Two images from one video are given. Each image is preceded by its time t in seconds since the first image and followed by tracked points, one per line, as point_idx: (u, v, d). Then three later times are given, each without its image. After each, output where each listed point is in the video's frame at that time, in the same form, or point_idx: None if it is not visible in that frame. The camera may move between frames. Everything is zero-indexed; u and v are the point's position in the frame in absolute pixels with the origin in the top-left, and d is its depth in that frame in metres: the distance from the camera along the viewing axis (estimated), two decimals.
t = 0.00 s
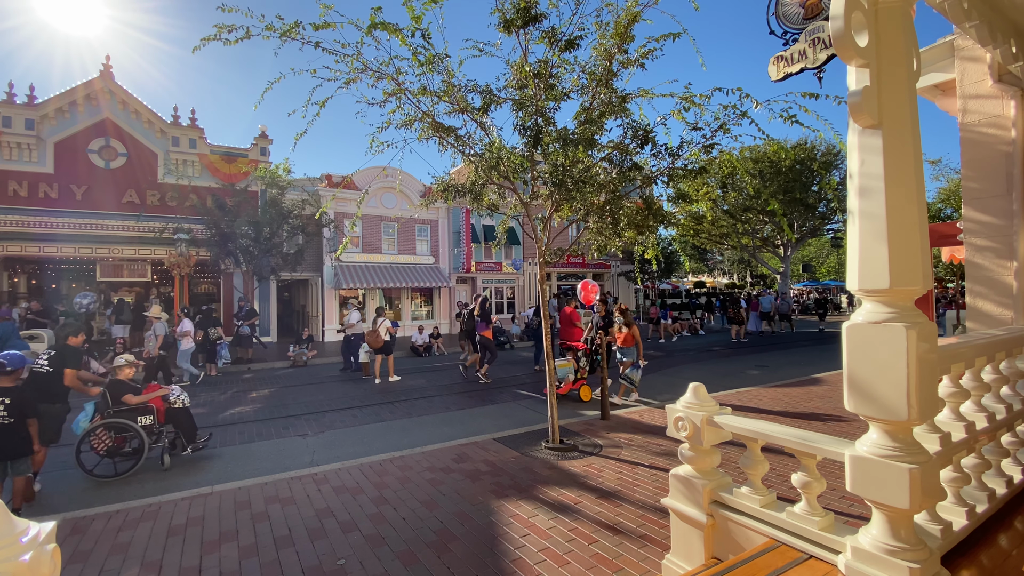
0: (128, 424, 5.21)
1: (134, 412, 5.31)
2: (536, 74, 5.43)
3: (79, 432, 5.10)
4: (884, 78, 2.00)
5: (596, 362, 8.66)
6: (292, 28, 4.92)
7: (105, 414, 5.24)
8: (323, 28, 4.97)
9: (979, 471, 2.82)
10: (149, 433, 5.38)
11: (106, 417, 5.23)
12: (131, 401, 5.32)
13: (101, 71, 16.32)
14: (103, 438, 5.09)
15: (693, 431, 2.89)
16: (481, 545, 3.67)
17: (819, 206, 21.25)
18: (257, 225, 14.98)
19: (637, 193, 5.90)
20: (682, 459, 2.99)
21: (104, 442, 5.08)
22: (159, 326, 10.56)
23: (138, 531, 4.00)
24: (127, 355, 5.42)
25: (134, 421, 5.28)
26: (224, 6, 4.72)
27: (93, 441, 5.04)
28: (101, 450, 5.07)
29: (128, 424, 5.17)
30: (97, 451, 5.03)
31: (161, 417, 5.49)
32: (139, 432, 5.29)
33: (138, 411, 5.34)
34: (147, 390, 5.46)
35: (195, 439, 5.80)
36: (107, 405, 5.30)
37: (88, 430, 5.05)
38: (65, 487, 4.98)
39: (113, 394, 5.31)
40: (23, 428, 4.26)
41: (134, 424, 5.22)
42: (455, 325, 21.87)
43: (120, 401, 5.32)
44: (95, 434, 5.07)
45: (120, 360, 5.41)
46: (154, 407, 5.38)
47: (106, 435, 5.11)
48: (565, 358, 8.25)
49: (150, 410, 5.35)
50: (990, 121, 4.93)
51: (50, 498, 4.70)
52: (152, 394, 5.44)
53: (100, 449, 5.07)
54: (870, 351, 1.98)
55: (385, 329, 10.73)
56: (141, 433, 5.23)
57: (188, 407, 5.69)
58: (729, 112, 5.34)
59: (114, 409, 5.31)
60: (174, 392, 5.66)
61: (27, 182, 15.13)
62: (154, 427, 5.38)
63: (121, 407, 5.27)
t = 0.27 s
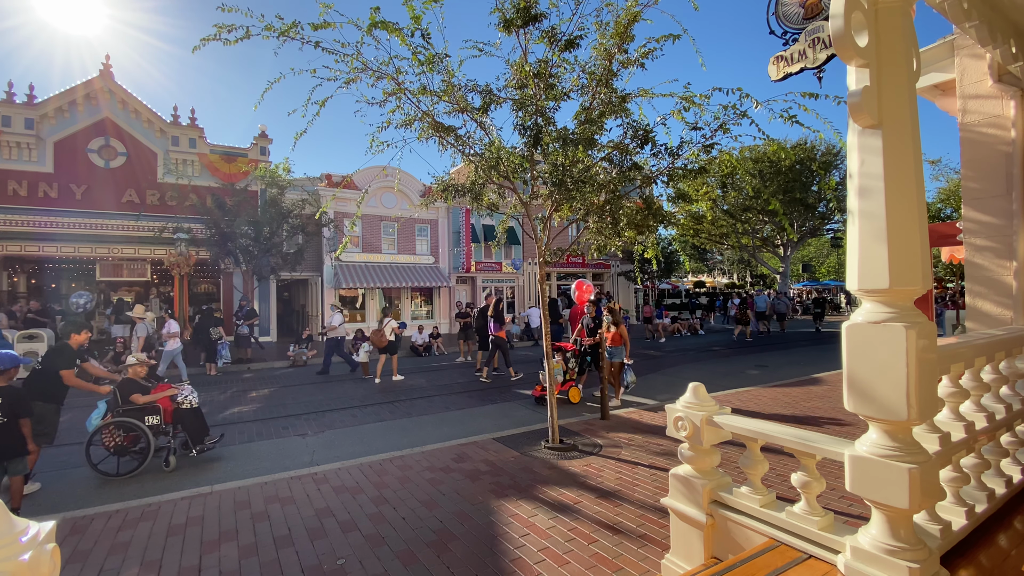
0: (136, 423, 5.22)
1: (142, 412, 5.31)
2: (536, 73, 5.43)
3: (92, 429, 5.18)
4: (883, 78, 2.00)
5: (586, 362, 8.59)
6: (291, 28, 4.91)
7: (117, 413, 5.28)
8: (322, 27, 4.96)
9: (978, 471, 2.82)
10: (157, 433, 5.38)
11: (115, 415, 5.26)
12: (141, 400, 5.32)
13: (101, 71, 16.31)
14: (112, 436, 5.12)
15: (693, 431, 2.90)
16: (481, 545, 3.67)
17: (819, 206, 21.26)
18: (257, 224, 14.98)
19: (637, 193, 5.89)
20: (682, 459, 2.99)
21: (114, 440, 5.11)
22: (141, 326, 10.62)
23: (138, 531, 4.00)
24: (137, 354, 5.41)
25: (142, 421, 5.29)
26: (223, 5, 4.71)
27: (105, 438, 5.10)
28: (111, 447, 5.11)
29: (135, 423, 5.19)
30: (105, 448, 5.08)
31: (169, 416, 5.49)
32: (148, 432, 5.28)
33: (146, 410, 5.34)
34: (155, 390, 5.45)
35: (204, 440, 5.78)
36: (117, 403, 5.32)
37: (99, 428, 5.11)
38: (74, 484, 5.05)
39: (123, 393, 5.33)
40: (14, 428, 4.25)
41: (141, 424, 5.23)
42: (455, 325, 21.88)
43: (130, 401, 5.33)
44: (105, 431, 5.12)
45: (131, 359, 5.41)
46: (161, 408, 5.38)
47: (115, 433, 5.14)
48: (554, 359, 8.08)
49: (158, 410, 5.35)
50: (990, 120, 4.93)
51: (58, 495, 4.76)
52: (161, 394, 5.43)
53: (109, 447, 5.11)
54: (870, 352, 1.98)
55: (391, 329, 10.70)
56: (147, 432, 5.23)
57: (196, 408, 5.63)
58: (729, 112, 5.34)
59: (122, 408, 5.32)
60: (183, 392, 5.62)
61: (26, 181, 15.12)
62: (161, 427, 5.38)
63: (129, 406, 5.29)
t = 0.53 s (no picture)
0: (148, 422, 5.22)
1: (152, 410, 5.30)
2: (536, 73, 5.43)
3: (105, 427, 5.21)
4: (883, 78, 2.00)
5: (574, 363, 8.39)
6: (291, 28, 4.91)
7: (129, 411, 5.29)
8: (322, 27, 4.97)
9: (978, 470, 2.82)
10: (167, 432, 5.36)
11: (127, 413, 5.28)
12: (152, 399, 5.31)
13: (101, 70, 16.31)
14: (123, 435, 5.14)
15: (693, 430, 2.90)
16: (481, 544, 3.67)
17: (819, 206, 21.28)
18: (257, 224, 14.98)
19: (637, 193, 5.88)
20: (682, 459, 2.99)
21: (126, 437, 5.13)
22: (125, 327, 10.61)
23: (138, 530, 4.00)
24: (149, 353, 5.39)
25: (152, 420, 5.28)
26: (224, 5, 4.71)
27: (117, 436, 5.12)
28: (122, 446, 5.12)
29: (144, 422, 5.18)
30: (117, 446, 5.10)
31: (179, 416, 5.46)
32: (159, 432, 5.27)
33: (156, 410, 5.33)
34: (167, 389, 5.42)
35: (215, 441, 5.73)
36: (129, 402, 5.35)
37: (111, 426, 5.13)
38: (85, 481, 5.09)
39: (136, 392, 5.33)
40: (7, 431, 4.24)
41: (151, 423, 5.21)
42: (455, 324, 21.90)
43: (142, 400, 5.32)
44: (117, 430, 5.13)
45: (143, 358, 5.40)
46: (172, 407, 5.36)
47: (126, 432, 5.16)
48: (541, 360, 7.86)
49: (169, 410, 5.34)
50: (990, 120, 4.93)
51: (68, 492, 4.80)
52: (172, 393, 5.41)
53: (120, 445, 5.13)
54: (870, 352, 1.98)
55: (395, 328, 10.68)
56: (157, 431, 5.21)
57: (207, 408, 5.59)
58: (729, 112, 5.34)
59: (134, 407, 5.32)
60: (194, 392, 5.58)
61: (27, 180, 15.12)
62: (171, 426, 5.36)
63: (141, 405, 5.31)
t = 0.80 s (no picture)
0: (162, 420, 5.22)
1: (166, 410, 5.31)
2: (536, 72, 5.42)
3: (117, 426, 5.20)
4: (883, 78, 2.00)
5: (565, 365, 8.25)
6: (291, 27, 4.91)
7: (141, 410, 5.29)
8: (322, 27, 4.97)
9: (977, 470, 2.83)
10: (180, 431, 5.37)
11: (140, 412, 5.28)
12: (165, 398, 5.32)
13: (101, 69, 16.31)
14: (137, 434, 5.14)
15: (692, 430, 2.90)
16: (480, 544, 3.67)
17: (818, 206, 21.31)
18: (257, 223, 14.99)
19: (636, 193, 5.88)
20: (681, 458, 3.00)
21: (139, 437, 5.13)
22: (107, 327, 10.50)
23: (138, 529, 4.01)
24: (159, 353, 5.39)
25: (166, 419, 5.28)
26: (224, 5, 4.71)
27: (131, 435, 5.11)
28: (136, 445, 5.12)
29: (159, 421, 5.18)
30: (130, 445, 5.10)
31: (192, 415, 5.48)
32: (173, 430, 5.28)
33: (170, 409, 5.34)
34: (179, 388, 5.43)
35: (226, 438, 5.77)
36: (141, 402, 5.34)
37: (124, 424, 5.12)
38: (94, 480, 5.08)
39: (148, 391, 5.34)
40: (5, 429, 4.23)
41: (165, 421, 5.22)
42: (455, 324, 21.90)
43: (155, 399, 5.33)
44: (130, 429, 5.13)
45: (153, 357, 5.41)
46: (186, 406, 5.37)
47: (139, 431, 5.16)
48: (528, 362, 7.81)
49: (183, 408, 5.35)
50: (990, 120, 4.93)
51: (81, 492, 4.80)
52: (185, 391, 5.42)
53: (134, 444, 5.13)
54: (869, 351, 1.99)
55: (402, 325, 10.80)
56: (172, 430, 5.23)
57: (219, 407, 5.63)
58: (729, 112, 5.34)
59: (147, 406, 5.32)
60: (206, 391, 5.61)
61: (26, 179, 15.12)
62: (184, 425, 5.37)
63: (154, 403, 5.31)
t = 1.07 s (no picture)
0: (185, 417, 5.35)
1: (189, 407, 5.45)
2: (536, 71, 5.41)
3: (135, 426, 5.25)
4: (883, 77, 2.00)
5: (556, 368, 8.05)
6: (291, 26, 4.90)
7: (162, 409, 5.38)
8: (322, 26, 4.97)
9: (977, 470, 2.83)
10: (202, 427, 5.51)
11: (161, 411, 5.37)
12: (188, 395, 5.46)
13: (101, 68, 16.30)
14: (160, 432, 5.23)
15: (692, 430, 2.90)
16: (480, 543, 3.67)
17: (818, 206, 21.33)
18: (257, 222, 14.98)
19: (636, 192, 5.87)
20: (681, 458, 2.99)
21: (161, 435, 5.22)
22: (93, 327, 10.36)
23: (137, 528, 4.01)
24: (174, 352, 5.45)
25: (189, 415, 5.42)
26: (223, 3, 4.71)
27: (153, 433, 5.20)
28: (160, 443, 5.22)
29: (183, 417, 5.30)
30: (152, 444, 5.17)
31: (212, 411, 5.63)
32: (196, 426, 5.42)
33: (192, 406, 5.48)
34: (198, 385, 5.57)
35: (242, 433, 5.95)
36: (162, 401, 5.43)
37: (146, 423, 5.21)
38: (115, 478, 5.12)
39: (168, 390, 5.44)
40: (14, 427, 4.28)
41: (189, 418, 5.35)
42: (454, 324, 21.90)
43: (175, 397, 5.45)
44: (153, 427, 5.22)
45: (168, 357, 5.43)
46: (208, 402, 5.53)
47: (160, 429, 5.24)
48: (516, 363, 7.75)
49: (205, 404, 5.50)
50: (990, 120, 4.92)
51: (104, 489, 4.85)
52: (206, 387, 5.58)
53: (157, 442, 5.22)
54: (869, 351, 1.98)
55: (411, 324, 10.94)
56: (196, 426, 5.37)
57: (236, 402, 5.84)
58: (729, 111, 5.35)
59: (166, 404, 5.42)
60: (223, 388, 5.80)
61: (26, 179, 15.11)
62: (207, 421, 5.52)
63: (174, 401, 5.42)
